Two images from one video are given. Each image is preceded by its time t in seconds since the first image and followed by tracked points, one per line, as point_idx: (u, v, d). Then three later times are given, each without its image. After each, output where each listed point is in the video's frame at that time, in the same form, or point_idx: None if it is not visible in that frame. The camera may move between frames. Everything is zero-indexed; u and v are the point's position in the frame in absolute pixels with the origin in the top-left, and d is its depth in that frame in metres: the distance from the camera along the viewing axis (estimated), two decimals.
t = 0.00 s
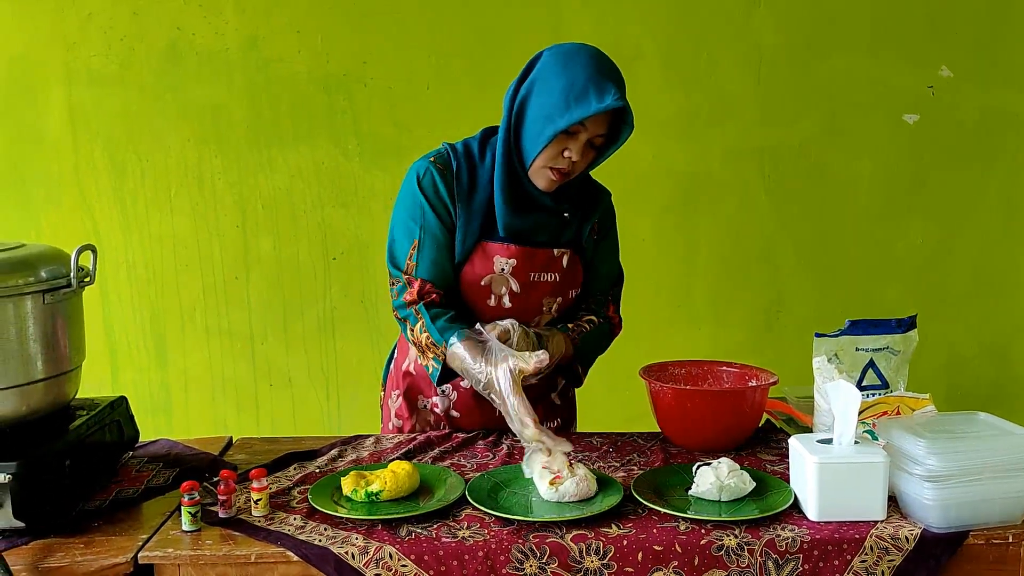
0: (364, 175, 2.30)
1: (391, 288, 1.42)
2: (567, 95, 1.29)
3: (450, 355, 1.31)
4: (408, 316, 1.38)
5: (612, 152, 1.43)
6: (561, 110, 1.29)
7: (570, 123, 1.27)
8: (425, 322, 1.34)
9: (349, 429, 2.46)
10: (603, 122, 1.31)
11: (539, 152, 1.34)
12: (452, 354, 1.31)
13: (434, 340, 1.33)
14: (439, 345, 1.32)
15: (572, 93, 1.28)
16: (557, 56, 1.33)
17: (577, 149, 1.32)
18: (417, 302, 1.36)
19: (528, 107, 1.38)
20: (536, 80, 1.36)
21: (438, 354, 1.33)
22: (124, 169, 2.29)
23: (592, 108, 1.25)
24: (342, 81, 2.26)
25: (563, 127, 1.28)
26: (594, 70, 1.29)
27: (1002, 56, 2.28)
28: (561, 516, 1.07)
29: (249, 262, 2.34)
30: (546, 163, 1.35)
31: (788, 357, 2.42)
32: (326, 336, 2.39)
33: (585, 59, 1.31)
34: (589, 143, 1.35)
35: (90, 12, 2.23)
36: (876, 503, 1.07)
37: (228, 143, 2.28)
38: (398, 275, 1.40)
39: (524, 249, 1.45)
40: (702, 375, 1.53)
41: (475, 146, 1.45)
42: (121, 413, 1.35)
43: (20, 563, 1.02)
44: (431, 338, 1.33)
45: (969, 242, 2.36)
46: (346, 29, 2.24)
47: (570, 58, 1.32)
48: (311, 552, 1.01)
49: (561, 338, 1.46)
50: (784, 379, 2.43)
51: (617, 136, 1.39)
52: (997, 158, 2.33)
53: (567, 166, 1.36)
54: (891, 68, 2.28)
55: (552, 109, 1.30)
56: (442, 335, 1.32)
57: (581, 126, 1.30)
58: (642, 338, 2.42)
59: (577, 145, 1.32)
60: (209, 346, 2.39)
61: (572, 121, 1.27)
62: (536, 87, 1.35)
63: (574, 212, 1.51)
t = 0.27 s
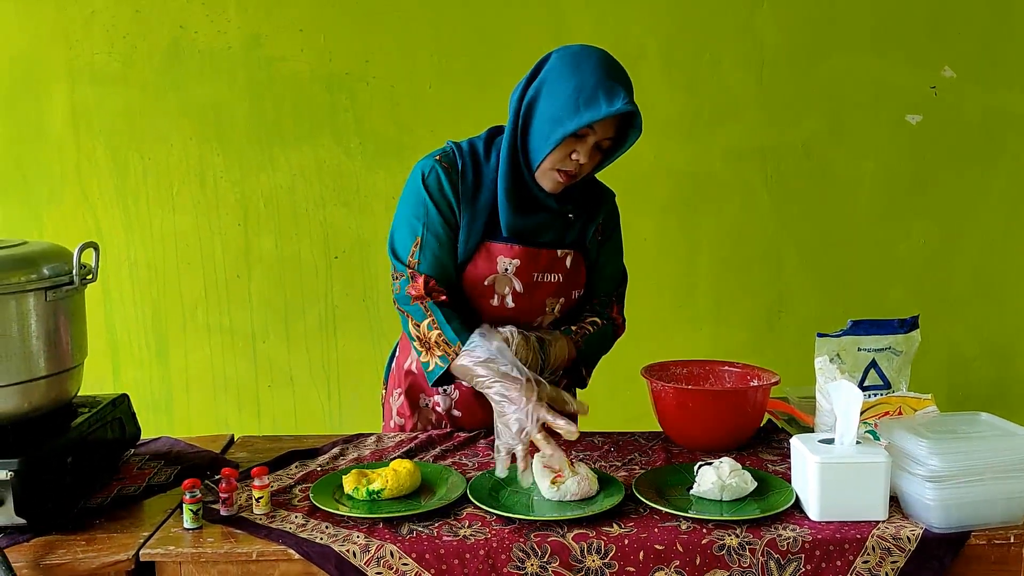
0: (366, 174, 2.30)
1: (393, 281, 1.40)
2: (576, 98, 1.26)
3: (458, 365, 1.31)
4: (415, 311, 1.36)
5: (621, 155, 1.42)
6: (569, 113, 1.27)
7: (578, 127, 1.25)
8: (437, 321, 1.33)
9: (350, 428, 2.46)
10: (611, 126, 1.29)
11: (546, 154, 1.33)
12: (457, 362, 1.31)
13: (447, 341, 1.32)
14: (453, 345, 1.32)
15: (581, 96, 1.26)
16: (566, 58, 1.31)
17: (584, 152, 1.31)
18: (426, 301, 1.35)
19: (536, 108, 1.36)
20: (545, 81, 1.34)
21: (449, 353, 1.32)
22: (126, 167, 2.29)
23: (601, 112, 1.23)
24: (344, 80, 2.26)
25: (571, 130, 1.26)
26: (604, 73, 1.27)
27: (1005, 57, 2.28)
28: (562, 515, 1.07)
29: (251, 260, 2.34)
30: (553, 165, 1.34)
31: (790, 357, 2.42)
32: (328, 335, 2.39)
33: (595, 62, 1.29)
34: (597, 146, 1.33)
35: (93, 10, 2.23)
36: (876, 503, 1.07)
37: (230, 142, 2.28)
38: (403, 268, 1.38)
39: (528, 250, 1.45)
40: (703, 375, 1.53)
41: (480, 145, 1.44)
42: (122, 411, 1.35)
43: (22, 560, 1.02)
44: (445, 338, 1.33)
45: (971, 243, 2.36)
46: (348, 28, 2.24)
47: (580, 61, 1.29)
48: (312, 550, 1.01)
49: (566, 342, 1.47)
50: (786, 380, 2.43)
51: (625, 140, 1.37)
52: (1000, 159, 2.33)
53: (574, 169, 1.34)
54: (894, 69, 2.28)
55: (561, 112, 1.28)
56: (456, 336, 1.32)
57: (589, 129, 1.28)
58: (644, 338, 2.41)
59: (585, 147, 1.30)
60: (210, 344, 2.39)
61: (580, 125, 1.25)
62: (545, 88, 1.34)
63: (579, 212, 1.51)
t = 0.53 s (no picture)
0: (367, 172, 2.30)
1: (396, 281, 1.31)
2: (587, 106, 1.24)
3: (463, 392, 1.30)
4: (427, 317, 1.29)
5: (631, 162, 1.40)
6: (581, 120, 1.24)
7: (590, 135, 1.23)
8: (455, 334, 1.28)
9: (350, 426, 2.46)
10: (622, 133, 1.27)
11: (556, 161, 1.30)
12: (469, 382, 1.28)
13: (467, 357, 1.29)
14: (469, 363, 1.28)
15: (592, 104, 1.24)
16: (577, 64, 1.28)
17: (595, 160, 1.29)
18: (443, 309, 1.30)
19: (546, 115, 1.33)
20: (556, 86, 1.31)
21: (462, 369, 1.27)
22: (126, 165, 2.29)
23: (613, 120, 1.21)
24: (345, 79, 2.26)
25: (582, 138, 1.24)
26: (616, 79, 1.25)
27: (1006, 57, 2.28)
28: (561, 514, 1.07)
29: (251, 258, 2.34)
30: (563, 173, 1.32)
31: (790, 357, 2.42)
32: (328, 333, 2.39)
33: (607, 69, 1.26)
34: (607, 153, 1.32)
35: (94, 7, 2.23)
36: (876, 503, 1.07)
37: (231, 140, 2.28)
38: (413, 267, 1.30)
39: (539, 259, 1.42)
40: (703, 374, 1.53)
41: (492, 148, 1.40)
42: (122, 408, 1.35)
43: (21, 556, 1.03)
44: (461, 352, 1.28)
45: (972, 243, 2.36)
46: (350, 27, 2.24)
47: (591, 67, 1.27)
48: (311, 548, 1.01)
49: (570, 357, 1.48)
50: (786, 379, 2.43)
51: (635, 147, 1.36)
52: (1001, 159, 2.33)
53: (584, 176, 1.32)
54: (895, 69, 2.28)
55: (571, 119, 1.26)
56: (474, 355, 1.29)
57: (600, 137, 1.26)
58: (644, 338, 2.41)
59: (595, 155, 1.29)
60: (210, 342, 2.40)
61: (591, 133, 1.23)
62: (556, 94, 1.30)
63: (587, 220, 1.48)
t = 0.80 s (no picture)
0: (367, 170, 2.29)
1: (399, 276, 1.31)
2: (595, 110, 1.23)
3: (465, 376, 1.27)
4: (425, 311, 1.28)
5: (635, 168, 1.39)
6: (587, 125, 1.23)
7: (596, 140, 1.22)
8: (452, 325, 1.27)
9: (349, 424, 2.46)
10: (628, 139, 1.26)
11: (561, 166, 1.29)
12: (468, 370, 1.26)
13: (464, 346, 1.27)
14: (467, 352, 1.27)
15: (600, 108, 1.22)
16: (586, 68, 1.27)
17: (600, 165, 1.28)
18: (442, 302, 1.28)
19: (553, 118, 1.31)
20: (563, 90, 1.30)
21: (461, 359, 1.26)
22: (127, 163, 2.29)
23: (620, 126, 1.20)
24: (345, 77, 2.26)
25: (589, 143, 1.23)
26: (624, 86, 1.24)
27: (1008, 58, 2.28)
28: (560, 513, 1.07)
29: (251, 256, 2.34)
30: (568, 178, 1.30)
31: (790, 357, 2.42)
32: (328, 331, 2.39)
33: (615, 74, 1.25)
34: (613, 158, 1.30)
35: (94, 5, 2.23)
36: (876, 503, 1.06)
37: (232, 138, 2.28)
38: (415, 264, 1.29)
39: (541, 262, 1.41)
40: (703, 373, 1.53)
41: (498, 149, 1.40)
42: (121, 406, 1.35)
43: (20, 554, 1.02)
44: (459, 342, 1.27)
45: (973, 244, 2.36)
46: (350, 25, 2.24)
47: (599, 72, 1.25)
48: (309, 546, 1.01)
49: (568, 359, 1.49)
50: (786, 379, 2.43)
51: (641, 153, 1.35)
52: (1002, 160, 2.33)
53: (589, 181, 1.31)
54: (896, 69, 2.28)
55: (578, 124, 1.25)
56: (472, 343, 1.28)
57: (606, 142, 1.25)
58: (644, 337, 2.41)
59: (601, 160, 1.27)
60: (210, 340, 2.39)
61: (598, 138, 1.22)
62: (563, 98, 1.29)
63: (590, 223, 1.46)
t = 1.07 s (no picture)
0: (367, 169, 2.29)
1: (398, 270, 1.31)
2: (601, 110, 1.22)
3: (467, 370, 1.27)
4: (426, 302, 1.28)
5: (639, 170, 1.39)
6: (593, 125, 1.23)
7: (601, 139, 1.22)
8: (455, 317, 1.26)
9: (349, 423, 2.46)
10: (633, 140, 1.26)
11: (565, 164, 1.28)
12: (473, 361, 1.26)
13: (467, 338, 1.26)
14: (473, 344, 1.26)
15: (606, 108, 1.22)
16: (592, 68, 1.26)
17: (604, 165, 1.27)
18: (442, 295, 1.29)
19: (559, 116, 1.31)
20: (569, 89, 1.29)
21: (466, 352, 1.25)
22: (127, 161, 2.29)
23: (626, 126, 1.19)
24: (346, 75, 2.25)
25: (594, 142, 1.22)
26: (630, 86, 1.23)
27: (1009, 58, 2.28)
28: (560, 512, 1.07)
29: (251, 255, 2.34)
30: (572, 176, 1.30)
31: (790, 357, 2.41)
32: (328, 330, 2.39)
33: (622, 75, 1.24)
34: (617, 159, 1.30)
35: (95, 3, 2.23)
36: (876, 503, 1.06)
37: (232, 136, 2.28)
38: (415, 258, 1.29)
39: (539, 259, 1.41)
40: (703, 373, 1.53)
41: (500, 145, 1.40)
42: (121, 404, 1.35)
43: (19, 552, 1.02)
44: (463, 334, 1.26)
45: (973, 244, 2.36)
46: (351, 23, 2.23)
47: (606, 72, 1.25)
48: (309, 544, 1.01)
49: (567, 354, 1.47)
50: (787, 379, 2.43)
51: (645, 155, 1.35)
52: (1003, 160, 2.32)
53: (593, 181, 1.31)
54: (897, 69, 2.28)
55: (584, 122, 1.24)
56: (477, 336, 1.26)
57: (611, 142, 1.24)
58: (644, 336, 2.41)
59: (605, 160, 1.27)
60: (210, 338, 2.39)
61: (604, 138, 1.22)
62: (569, 97, 1.29)
63: (590, 224, 1.46)
